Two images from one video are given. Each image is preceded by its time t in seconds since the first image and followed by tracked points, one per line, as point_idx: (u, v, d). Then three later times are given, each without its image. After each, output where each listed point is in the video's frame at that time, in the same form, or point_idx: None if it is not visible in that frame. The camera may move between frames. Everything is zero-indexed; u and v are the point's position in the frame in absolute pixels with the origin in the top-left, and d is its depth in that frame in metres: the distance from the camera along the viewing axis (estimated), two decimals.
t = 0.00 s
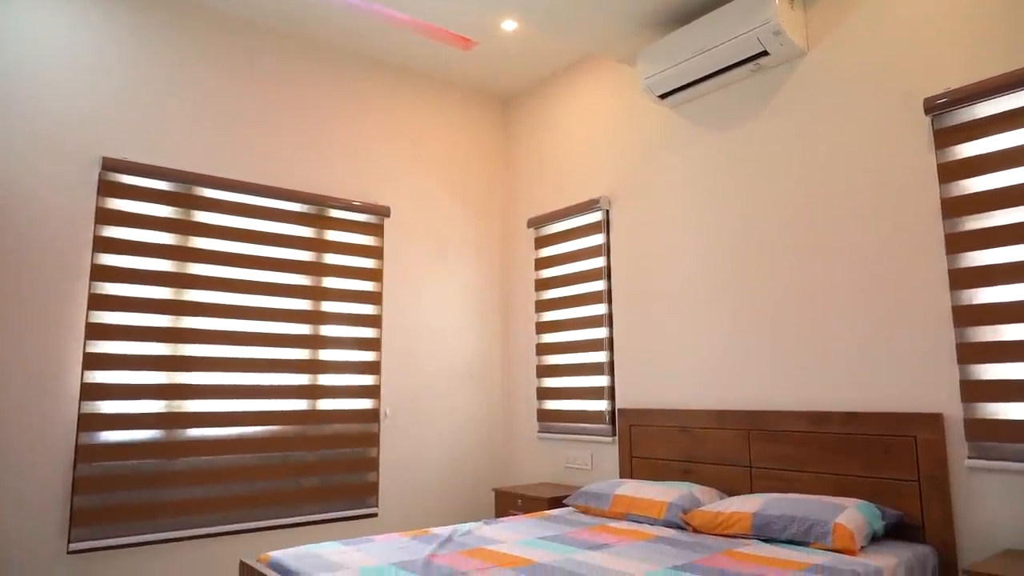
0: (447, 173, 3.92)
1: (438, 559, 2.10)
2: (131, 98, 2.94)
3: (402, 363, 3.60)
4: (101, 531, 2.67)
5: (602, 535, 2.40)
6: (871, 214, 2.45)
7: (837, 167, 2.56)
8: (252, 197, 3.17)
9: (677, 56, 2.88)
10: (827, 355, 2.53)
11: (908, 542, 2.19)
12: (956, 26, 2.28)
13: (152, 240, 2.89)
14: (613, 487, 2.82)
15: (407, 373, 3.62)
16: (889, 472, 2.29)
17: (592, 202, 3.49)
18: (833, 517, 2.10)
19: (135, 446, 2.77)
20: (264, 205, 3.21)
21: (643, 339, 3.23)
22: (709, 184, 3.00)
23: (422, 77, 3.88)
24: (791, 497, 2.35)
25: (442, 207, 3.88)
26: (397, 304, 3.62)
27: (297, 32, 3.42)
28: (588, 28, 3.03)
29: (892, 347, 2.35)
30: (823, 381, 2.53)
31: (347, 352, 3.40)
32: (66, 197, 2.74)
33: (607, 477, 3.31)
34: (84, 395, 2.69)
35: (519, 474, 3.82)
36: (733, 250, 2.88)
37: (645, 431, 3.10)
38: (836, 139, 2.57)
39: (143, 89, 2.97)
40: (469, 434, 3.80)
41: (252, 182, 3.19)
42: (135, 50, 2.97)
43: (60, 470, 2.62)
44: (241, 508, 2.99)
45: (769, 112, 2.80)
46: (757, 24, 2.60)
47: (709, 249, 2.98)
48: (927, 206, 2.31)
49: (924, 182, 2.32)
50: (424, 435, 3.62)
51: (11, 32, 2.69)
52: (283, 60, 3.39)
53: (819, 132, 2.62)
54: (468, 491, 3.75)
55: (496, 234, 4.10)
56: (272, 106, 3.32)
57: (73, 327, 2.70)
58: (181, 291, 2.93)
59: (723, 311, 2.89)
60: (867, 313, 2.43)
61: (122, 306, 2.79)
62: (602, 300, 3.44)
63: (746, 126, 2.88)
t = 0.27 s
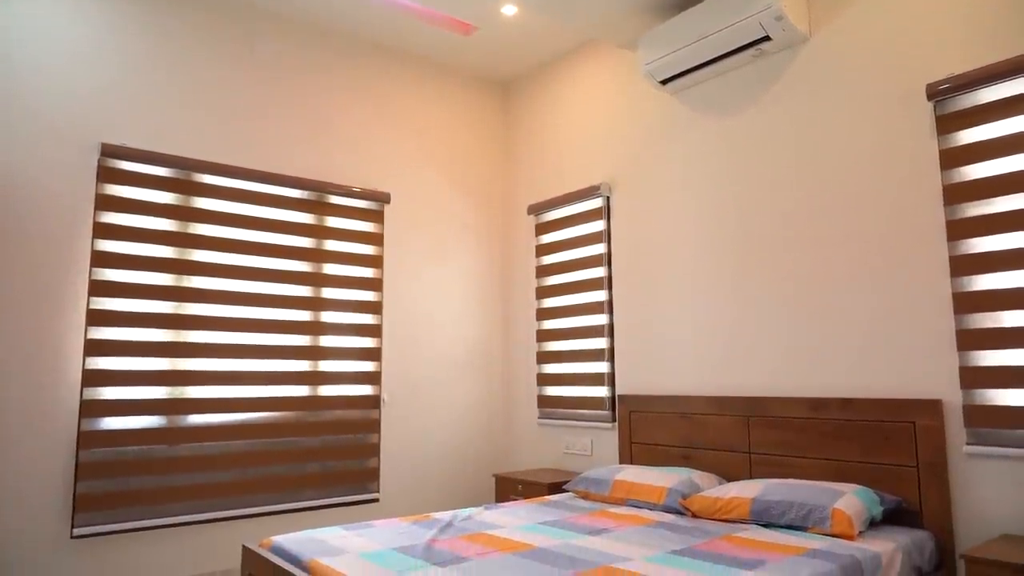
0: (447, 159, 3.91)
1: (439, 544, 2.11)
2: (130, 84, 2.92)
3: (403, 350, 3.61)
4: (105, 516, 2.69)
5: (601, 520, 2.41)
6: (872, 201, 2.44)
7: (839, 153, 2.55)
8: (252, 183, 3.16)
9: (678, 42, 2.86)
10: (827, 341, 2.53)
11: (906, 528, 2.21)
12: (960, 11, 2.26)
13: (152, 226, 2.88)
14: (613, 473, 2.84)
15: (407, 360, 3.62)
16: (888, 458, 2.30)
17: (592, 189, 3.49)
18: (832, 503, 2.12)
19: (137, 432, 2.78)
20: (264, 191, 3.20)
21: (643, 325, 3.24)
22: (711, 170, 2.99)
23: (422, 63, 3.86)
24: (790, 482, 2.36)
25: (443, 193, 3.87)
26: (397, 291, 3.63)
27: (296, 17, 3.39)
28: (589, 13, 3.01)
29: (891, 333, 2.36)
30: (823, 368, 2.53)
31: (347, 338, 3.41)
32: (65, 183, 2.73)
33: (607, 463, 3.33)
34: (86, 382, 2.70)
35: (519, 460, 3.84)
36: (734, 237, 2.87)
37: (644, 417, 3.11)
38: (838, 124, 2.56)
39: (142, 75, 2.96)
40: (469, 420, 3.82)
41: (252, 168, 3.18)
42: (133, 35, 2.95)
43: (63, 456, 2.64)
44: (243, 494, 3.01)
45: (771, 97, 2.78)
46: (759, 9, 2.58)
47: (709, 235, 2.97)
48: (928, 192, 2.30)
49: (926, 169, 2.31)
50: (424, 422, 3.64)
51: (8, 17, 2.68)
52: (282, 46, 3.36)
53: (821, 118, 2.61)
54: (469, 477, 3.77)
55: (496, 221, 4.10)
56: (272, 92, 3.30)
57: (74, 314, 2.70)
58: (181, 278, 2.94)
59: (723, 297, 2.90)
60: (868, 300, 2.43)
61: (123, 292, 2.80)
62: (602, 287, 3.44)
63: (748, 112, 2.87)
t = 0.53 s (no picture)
0: (447, 145, 3.90)
1: (440, 528, 2.13)
2: (129, 70, 2.91)
3: (403, 337, 3.62)
4: (109, 501, 2.71)
5: (602, 505, 2.43)
6: (874, 187, 2.44)
7: (842, 139, 2.54)
8: (252, 170, 3.15)
9: (681, 27, 2.84)
10: (828, 327, 2.54)
11: (905, 513, 2.22)
12: None
13: (152, 213, 2.88)
14: (613, 459, 2.85)
15: (408, 347, 3.63)
16: (887, 444, 2.31)
17: (593, 175, 3.48)
18: (831, 488, 2.13)
19: (139, 418, 2.79)
20: (264, 178, 3.19)
21: (644, 312, 3.24)
22: (712, 156, 2.98)
23: (422, 48, 3.83)
24: (789, 468, 2.37)
25: (443, 179, 3.86)
26: (398, 278, 3.63)
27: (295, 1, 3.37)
28: None
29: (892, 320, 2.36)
30: (823, 353, 2.54)
31: (348, 325, 3.41)
32: (65, 170, 2.73)
33: (607, 449, 3.35)
34: (88, 368, 2.70)
35: (520, 446, 3.85)
36: (735, 223, 2.87)
37: (645, 403, 3.12)
38: (841, 110, 2.55)
39: (142, 60, 2.94)
40: (470, 406, 3.83)
41: (252, 154, 3.17)
42: (133, 20, 2.93)
43: (66, 442, 2.65)
44: (245, 479, 3.03)
45: (774, 83, 2.77)
46: None
47: (711, 221, 2.97)
48: (931, 179, 2.30)
49: (928, 155, 2.31)
50: (426, 408, 3.65)
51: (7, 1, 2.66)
52: (282, 31, 3.34)
53: (824, 104, 2.60)
54: (469, 462, 3.78)
55: (497, 207, 4.09)
56: (271, 78, 3.29)
57: (75, 300, 2.71)
58: (182, 264, 2.94)
59: (725, 284, 2.90)
60: (869, 286, 2.43)
61: (124, 279, 2.80)
62: (603, 274, 3.44)
63: (750, 98, 2.85)
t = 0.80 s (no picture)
0: (447, 131, 3.88)
1: (441, 513, 2.14)
2: (127, 55, 2.89)
3: (403, 323, 3.62)
4: (111, 485, 2.72)
5: (602, 491, 2.44)
6: (875, 173, 2.43)
7: (843, 124, 2.53)
8: (251, 156, 3.14)
9: (682, 12, 2.82)
10: (828, 313, 2.54)
11: (902, 498, 2.24)
12: None
13: (152, 199, 2.87)
14: (613, 444, 2.86)
15: (408, 333, 3.64)
16: (886, 430, 2.32)
17: (593, 161, 3.47)
18: (830, 473, 2.14)
19: (140, 404, 2.80)
20: (264, 164, 3.18)
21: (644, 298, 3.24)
22: (713, 142, 2.97)
23: (422, 33, 3.81)
24: (788, 453, 2.38)
25: (442, 165, 3.85)
26: (398, 264, 3.62)
27: None
28: None
29: (892, 306, 2.36)
30: (823, 339, 2.54)
31: (348, 312, 3.42)
32: (63, 156, 2.72)
33: (607, 434, 3.36)
34: (89, 354, 2.71)
35: (520, 432, 3.87)
36: (736, 209, 2.87)
37: (645, 389, 3.13)
38: (842, 95, 2.53)
39: (139, 45, 2.92)
40: (470, 393, 3.84)
41: (251, 140, 3.16)
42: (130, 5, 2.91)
43: (68, 427, 2.66)
44: (246, 465, 3.04)
45: (776, 67, 2.75)
46: None
47: (711, 208, 2.96)
48: (932, 164, 2.29)
49: (930, 141, 2.30)
50: (426, 394, 3.66)
51: None
52: (280, 16, 3.32)
53: (825, 89, 2.59)
54: (470, 448, 3.80)
55: (497, 194, 4.08)
56: (270, 63, 3.27)
57: (76, 286, 2.71)
58: (182, 251, 2.93)
59: (725, 270, 2.89)
60: (869, 272, 2.43)
61: (124, 265, 2.80)
62: (603, 260, 3.44)
63: (752, 83, 2.84)
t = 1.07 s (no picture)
0: (447, 117, 3.86)
1: (441, 496, 2.16)
2: (126, 39, 2.87)
3: (404, 309, 3.62)
4: (113, 470, 2.74)
5: (601, 475, 2.45)
6: (876, 158, 2.42)
7: (845, 109, 2.52)
8: (251, 141, 3.13)
9: None
10: (828, 299, 2.54)
11: (901, 483, 2.25)
12: None
13: (151, 185, 2.87)
14: (613, 430, 2.87)
15: (409, 319, 3.64)
16: (884, 415, 2.33)
17: (594, 147, 3.46)
18: (828, 458, 2.15)
19: (142, 389, 2.81)
20: (263, 150, 3.17)
21: (644, 284, 3.24)
22: (714, 128, 2.96)
23: (421, 17, 3.78)
24: (787, 438, 2.39)
25: (442, 151, 3.84)
26: (398, 251, 3.62)
27: None
28: None
29: (892, 291, 2.36)
30: (823, 325, 2.55)
31: (349, 298, 3.42)
32: (62, 141, 2.70)
33: (606, 420, 3.37)
34: (90, 339, 2.71)
35: (520, 418, 3.88)
36: (736, 194, 2.86)
37: (645, 375, 3.13)
38: (845, 80, 2.52)
39: (138, 29, 2.90)
40: (471, 378, 3.85)
41: (250, 126, 3.15)
42: None
43: (69, 413, 2.67)
44: (247, 449, 3.05)
45: (778, 52, 2.73)
46: None
47: (712, 193, 2.95)
48: (934, 149, 2.28)
49: (932, 126, 2.29)
50: (427, 380, 3.67)
51: None
52: None
53: (827, 73, 2.57)
54: (470, 434, 3.82)
55: (497, 180, 4.07)
56: (270, 48, 3.24)
57: (76, 272, 2.71)
58: (182, 237, 2.93)
59: (725, 256, 2.89)
60: (870, 257, 2.43)
61: (125, 251, 2.80)
62: (603, 246, 3.43)
63: (753, 68, 2.82)
